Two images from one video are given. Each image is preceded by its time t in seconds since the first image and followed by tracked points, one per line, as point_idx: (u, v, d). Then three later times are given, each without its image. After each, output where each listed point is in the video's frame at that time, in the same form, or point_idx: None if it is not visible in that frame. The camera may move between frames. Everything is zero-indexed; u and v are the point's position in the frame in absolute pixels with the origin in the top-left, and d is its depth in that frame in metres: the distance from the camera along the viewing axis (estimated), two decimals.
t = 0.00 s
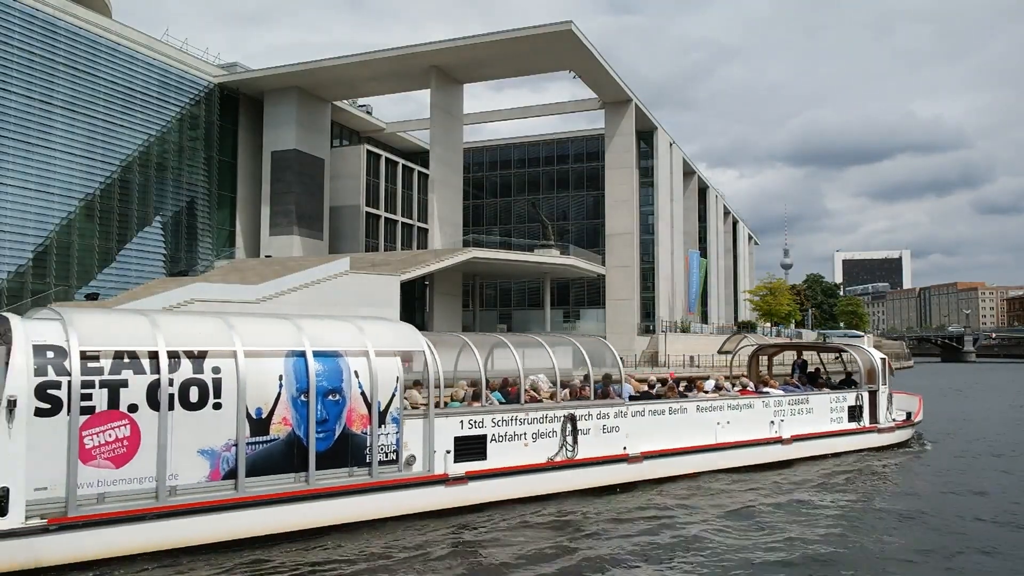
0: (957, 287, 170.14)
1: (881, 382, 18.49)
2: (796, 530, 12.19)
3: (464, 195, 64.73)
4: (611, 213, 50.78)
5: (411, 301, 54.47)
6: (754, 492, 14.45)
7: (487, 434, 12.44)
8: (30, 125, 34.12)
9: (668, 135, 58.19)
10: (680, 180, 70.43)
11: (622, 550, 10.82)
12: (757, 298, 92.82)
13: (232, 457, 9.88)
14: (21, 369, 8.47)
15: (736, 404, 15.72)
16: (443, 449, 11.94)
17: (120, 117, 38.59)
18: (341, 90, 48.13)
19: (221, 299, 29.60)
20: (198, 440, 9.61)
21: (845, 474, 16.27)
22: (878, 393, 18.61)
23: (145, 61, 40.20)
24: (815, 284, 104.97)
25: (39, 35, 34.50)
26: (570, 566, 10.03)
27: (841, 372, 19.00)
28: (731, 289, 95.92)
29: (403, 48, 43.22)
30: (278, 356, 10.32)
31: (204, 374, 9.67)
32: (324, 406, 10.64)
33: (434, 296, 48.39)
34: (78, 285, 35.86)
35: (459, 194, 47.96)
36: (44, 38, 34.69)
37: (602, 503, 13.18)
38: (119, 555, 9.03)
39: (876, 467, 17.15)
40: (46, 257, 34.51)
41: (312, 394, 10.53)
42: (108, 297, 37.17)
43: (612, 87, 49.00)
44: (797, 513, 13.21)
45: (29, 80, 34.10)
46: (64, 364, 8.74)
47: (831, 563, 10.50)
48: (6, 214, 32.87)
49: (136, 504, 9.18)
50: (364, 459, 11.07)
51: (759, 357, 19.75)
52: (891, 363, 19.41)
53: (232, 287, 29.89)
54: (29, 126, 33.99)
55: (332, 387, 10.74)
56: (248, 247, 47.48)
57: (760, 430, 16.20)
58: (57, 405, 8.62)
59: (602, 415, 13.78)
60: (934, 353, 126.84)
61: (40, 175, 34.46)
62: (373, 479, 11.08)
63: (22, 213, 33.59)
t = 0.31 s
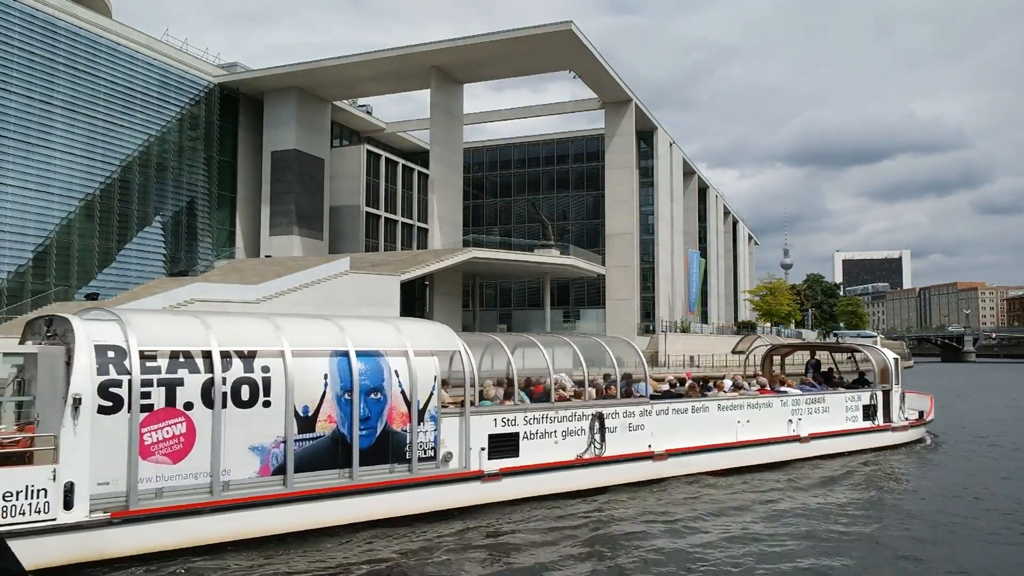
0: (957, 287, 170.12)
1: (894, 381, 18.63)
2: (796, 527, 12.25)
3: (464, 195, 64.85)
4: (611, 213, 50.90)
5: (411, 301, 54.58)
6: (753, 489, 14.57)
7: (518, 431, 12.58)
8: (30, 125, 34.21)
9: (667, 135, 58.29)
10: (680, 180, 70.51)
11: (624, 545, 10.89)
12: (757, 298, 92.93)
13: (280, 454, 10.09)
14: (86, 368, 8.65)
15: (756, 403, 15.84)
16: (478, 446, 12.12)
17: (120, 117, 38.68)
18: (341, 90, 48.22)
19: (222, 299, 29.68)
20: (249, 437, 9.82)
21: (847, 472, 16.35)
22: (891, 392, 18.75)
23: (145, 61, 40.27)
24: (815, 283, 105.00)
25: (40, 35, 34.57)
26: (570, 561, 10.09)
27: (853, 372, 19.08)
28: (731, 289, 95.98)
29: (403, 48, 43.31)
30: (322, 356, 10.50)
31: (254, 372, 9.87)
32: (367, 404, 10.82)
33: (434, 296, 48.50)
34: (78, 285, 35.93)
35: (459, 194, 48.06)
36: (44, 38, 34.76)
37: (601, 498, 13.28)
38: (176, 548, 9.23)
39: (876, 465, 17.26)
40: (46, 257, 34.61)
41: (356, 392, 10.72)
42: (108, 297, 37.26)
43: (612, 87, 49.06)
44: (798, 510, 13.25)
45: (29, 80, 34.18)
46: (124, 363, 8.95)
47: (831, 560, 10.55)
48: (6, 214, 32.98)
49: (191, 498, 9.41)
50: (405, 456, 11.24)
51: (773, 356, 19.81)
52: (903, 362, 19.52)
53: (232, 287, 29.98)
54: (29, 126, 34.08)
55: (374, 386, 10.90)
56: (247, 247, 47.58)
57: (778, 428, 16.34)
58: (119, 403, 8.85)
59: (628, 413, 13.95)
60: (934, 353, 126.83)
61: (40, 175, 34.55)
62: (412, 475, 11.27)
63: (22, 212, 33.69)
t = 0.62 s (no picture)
0: (957, 287, 170.08)
1: (908, 380, 18.68)
2: (801, 521, 12.30)
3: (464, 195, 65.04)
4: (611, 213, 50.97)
5: (412, 301, 54.69)
6: (752, 483, 14.66)
7: (553, 429, 12.68)
8: (30, 125, 34.35)
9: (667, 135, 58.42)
10: (680, 180, 70.60)
11: (631, 539, 10.94)
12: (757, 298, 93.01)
13: (331, 450, 10.20)
14: (150, 365, 8.78)
15: (777, 402, 15.94)
16: (514, 443, 12.21)
17: (120, 117, 38.80)
18: (341, 90, 48.31)
19: (222, 299, 29.90)
20: (302, 435, 9.93)
21: (850, 468, 16.40)
22: (905, 391, 18.80)
23: (145, 61, 40.39)
24: (815, 284, 105.03)
25: (39, 35, 34.69)
26: (578, 555, 10.13)
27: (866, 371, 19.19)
28: (731, 289, 96.07)
29: (403, 48, 43.40)
30: (370, 355, 10.64)
31: (306, 371, 9.95)
32: (411, 402, 10.94)
33: (434, 296, 48.61)
34: (78, 284, 36.08)
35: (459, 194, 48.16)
36: (44, 38, 34.88)
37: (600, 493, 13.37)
38: (235, 540, 9.38)
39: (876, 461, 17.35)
40: (46, 257, 34.78)
41: (401, 390, 10.82)
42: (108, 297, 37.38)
43: (612, 87, 49.14)
44: (803, 505, 13.30)
45: (29, 80, 34.30)
46: (186, 363, 9.08)
47: (834, 553, 10.61)
48: (6, 215, 33.17)
49: (249, 493, 9.53)
50: (446, 453, 11.37)
51: (787, 356, 19.97)
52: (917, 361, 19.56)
53: (229, 287, 30.13)
54: (29, 126, 34.23)
55: (418, 384, 11.02)
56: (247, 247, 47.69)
57: (796, 426, 16.39)
58: (181, 400, 8.99)
59: (655, 411, 14.02)
60: (934, 353, 126.80)
61: (39, 175, 34.70)
62: (454, 471, 11.38)
63: (22, 213, 33.87)
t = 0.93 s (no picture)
0: (957, 287, 170.09)
1: (920, 380, 18.79)
2: (806, 516, 12.32)
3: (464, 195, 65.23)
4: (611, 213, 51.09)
5: (412, 300, 54.77)
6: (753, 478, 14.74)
7: (582, 427, 12.67)
8: (30, 125, 34.47)
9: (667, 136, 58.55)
10: (679, 180, 70.68)
11: (637, 533, 10.97)
12: (757, 298, 93.16)
13: (374, 447, 10.24)
14: (204, 365, 8.84)
15: (796, 401, 15.97)
16: (545, 441, 12.20)
17: (120, 117, 38.91)
18: (341, 90, 48.40)
19: (222, 299, 30.70)
20: (346, 432, 9.97)
21: (853, 465, 16.43)
22: (918, 390, 18.90)
23: (146, 61, 40.48)
24: (815, 284, 105.09)
25: (39, 35, 34.81)
26: (585, 548, 10.16)
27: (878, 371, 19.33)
28: (730, 290, 96.16)
29: (403, 48, 43.47)
30: (410, 355, 10.64)
31: (350, 370, 10.00)
32: (449, 401, 10.95)
33: (434, 296, 48.73)
34: (78, 285, 36.24)
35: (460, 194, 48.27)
36: (44, 38, 34.99)
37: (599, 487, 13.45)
38: (285, 535, 9.43)
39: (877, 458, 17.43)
40: (46, 257, 34.91)
41: (440, 389, 10.82)
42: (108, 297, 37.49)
43: (612, 87, 49.21)
44: (807, 500, 13.32)
45: (29, 80, 34.41)
46: (238, 362, 9.12)
47: (838, 547, 10.62)
48: (6, 215, 33.32)
49: (296, 488, 9.60)
50: (481, 450, 11.39)
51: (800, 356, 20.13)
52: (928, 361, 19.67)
53: (229, 287, 30.87)
54: (28, 126, 34.34)
55: (455, 383, 11.03)
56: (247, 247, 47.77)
57: (813, 425, 16.43)
58: (234, 399, 9.05)
59: (679, 410, 13.97)
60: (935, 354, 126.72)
61: (39, 176, 34.83)
62: (488, 468, 11.41)
63: (22, 213, 34.01)
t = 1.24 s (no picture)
0: (957, 287, 170.09)
1: (932, 379, 18.87)
2: (810, 514, 12.34)
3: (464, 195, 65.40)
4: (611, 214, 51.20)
5: (412, 300, 54.85)
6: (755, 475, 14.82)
7: (610, 425, 12.78)
8: (31, 125, 34.55)
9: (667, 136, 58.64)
10: (679, 180, 70.76)
11: (642, 529, 11.00)
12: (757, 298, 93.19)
13: (414, 444, 10.39)
14: (256, 365, 8.97)
15: (813, 400, 16.05)
16: (575, 438, 12.29)
17: (120, 116, 39.01)
18: (341, 90, 48.49)
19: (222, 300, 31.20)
20: (388, 429, 10.11)
21: (856, 463, 16.45)
22: (929, 390, 18.98)
23: (145, 61, 40.58)
24: (815, 283, 105.14)
25: (39, 36, 34.89)
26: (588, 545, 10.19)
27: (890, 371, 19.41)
28: (731, 290, 96.21)
29: (403, 48, 43.54)
30: (447, 355, 10.79)
31: (391, 369, 10.14)
32: (484, 399, 11.09)
33: (434, 295, 48.82)
34: (78, 285, 36.36)
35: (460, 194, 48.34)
36: (45, 38, 35.08)
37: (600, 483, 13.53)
38: (332, 528, 9.55)
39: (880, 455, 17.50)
40: (46, 257, 34.99)
41: (475, 388, 10.97)
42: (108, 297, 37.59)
43: (612, 87, 49.26)
44: (812, 498, 13.34)
45: (30, 80, 34.50)
46: (287, 361, 9.27)
47: (841, 546, 10.65)
48: (6, 215, 33.40)
49: (342, 483, 9.72)
50: (515, 447, 11.52)
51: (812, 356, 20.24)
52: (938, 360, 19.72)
53: (230, 287, 31.25)
54: (29, 126, 34.42)
55: (490, 382, 11.17)
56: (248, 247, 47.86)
57: (830, 424, 16.53)
58: (283, 397, 9.20)
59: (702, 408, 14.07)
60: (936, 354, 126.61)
61: (40, 176, 34.92)
62: (522, 465, 11.53)
63: (22, 213, 34.11)
